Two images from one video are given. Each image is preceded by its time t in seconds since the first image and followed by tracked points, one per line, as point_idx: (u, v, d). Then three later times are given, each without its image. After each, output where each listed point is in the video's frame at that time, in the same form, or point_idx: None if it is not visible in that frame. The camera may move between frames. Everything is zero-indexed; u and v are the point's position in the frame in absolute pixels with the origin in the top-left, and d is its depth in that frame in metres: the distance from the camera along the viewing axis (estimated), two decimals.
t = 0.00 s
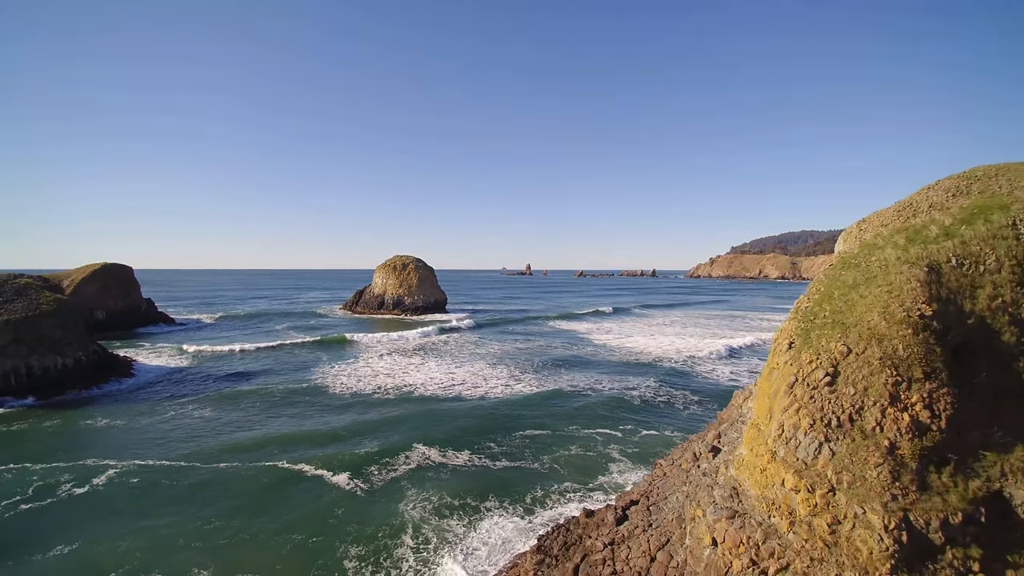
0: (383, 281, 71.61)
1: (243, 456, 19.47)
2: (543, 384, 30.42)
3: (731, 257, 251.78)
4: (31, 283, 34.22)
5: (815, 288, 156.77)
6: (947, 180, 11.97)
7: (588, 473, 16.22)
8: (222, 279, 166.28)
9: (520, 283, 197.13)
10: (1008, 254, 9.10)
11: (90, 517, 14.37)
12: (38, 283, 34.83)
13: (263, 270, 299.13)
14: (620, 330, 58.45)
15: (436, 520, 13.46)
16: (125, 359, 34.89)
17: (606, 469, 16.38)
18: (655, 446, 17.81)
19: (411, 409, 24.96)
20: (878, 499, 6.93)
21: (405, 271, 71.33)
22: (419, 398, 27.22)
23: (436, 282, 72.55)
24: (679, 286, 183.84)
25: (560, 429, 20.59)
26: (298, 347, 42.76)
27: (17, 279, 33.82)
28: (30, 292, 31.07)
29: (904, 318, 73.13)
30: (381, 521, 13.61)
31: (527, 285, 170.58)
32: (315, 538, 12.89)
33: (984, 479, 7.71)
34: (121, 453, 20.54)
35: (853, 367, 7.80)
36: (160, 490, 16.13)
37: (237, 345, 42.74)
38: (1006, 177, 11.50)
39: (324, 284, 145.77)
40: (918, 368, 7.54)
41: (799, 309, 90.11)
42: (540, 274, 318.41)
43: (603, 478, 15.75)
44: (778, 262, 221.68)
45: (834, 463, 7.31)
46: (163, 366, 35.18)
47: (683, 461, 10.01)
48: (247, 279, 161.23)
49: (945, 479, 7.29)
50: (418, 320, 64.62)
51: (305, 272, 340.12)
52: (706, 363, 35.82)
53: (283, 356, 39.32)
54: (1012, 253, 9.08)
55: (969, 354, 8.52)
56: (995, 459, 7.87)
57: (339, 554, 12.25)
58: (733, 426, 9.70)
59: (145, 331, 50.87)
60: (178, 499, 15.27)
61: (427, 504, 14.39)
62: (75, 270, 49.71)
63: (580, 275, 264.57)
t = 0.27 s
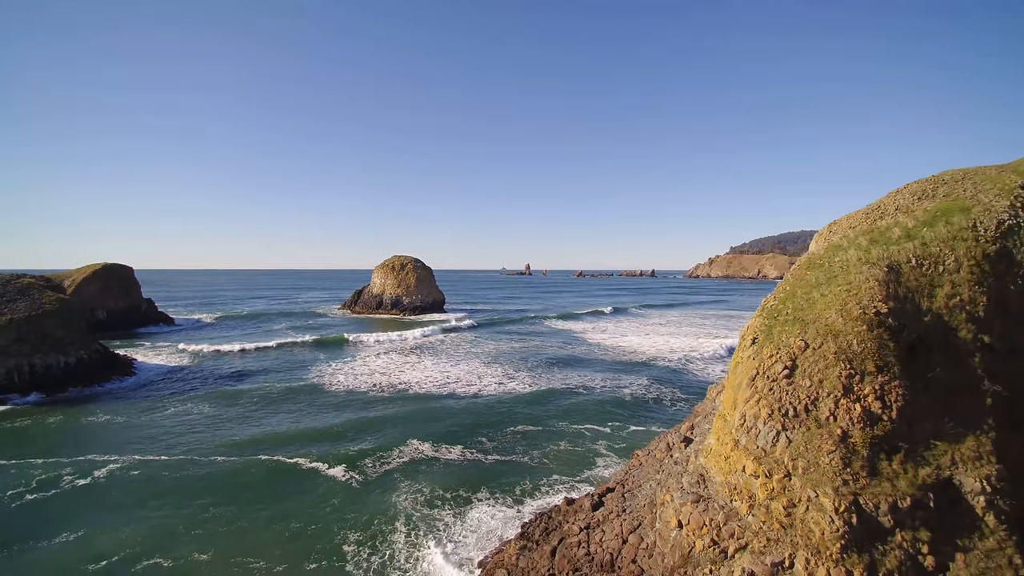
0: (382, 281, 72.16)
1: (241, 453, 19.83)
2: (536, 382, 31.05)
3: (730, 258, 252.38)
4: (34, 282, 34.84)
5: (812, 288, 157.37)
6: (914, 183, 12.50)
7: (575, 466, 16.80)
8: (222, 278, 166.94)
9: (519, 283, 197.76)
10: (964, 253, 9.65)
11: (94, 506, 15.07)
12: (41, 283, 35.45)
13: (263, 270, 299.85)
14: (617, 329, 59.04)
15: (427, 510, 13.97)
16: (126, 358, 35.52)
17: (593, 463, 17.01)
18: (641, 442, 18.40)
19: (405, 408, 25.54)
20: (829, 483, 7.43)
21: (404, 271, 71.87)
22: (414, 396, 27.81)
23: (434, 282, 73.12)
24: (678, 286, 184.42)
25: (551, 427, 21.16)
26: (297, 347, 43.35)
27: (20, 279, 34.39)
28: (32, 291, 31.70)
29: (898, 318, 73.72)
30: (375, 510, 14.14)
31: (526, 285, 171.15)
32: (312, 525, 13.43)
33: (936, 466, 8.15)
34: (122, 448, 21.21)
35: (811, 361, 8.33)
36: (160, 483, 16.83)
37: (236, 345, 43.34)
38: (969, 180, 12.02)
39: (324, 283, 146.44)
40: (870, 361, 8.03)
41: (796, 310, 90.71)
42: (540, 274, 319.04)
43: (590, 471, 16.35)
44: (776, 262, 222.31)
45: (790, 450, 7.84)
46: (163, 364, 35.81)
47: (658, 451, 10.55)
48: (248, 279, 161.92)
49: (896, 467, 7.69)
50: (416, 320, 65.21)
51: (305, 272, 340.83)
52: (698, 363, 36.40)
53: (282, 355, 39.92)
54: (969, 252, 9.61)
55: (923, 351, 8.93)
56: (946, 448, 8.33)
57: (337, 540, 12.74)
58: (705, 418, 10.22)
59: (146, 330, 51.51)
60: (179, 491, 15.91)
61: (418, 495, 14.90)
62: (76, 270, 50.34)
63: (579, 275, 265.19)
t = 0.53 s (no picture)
0: (381, 281, 72.74)
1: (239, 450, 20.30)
2: (529, 380, 31.75)
3: (729, 258, 253.05)
4: (37, 282, 35.46)
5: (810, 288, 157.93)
6: (884, 187, 13.02)
7: (564, 460, 17.44)
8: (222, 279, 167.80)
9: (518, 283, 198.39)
10: (924, 252, 10.18)
11: (97, 497, 15.68)
12: (43, 282, 36.08)
13: (263, 270, 300.49)
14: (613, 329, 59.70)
15: (420, 500, 14.48)
16: (128, 356, 36.13)
17: (581, 456, 17.64)
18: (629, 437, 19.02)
19: (401, 405, 26.21)
20: (786, 467, 7.98)
21: (402, 271, 72.47)
22: (409, 393, 28.41)
23: (432, 282, 73.74)
24: (676, 286, 184.99)
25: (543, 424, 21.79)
26: (296, 346, 43.97)
27: (22, 278, 34.95)
28: (35, 291, 32.32)
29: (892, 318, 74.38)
30: (370, 499, 14.68)
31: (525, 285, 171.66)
32: (309, 513, 13.99)
33: (889, 454, 8.42)
34: (122, 444, 21.83)
35: (773, 355, 8.89)
36: (161, 476, 17.45)
37: (235, 344, 43.94)
38: (935, 185, 12.60)
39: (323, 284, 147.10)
40: (828, 355, 8.58)
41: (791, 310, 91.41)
42: (539, 274, 319.77)
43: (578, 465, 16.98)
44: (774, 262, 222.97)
45: (752, 437, 8.40)
46: (164, 363, 36.42)
47: (635, 442, 11.09)
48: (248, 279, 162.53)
49: (850, 454, 8.17)
50: (414, 320, 65.84)
51: (305, 272, 341.53)
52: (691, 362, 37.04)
53: (281, 354, 40.55)
54: (930, 252, 10.12)
55: (881, 347, 9.46)
56: (901, 437, 8.73)
57: (336, 526, 13.26)
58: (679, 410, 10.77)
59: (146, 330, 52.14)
60: (179, 483, 16.54)
61: (411, 487, 15.42)
62: (77, 270, 50.95)
63: (578, 275, 266.03)
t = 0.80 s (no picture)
0: (380, 281, 73.42)
1: (239, 445, 20.87)
2: (523, 378, 32.52)
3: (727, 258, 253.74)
4: (40, 281, 36.07)
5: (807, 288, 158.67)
6: (858, 190, 13.51)
7: (555, 454, 18.10)
8: (222, 279, 168.48)
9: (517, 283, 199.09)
10: (889, 252, 10.77)
11: (104, 492, 16.34)
12: (46, 282, 36.68)
13: (263, 270, 301.15)
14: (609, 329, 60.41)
15: (415, 491, 15.04)
16: (130, 355, 36.75)
17: (570, 451, 18.30)
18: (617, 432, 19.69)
19: (398, 402, 27.07)
20: (751, 455, 8.55)
21: (401, 271, 73.14)
22: (406, 391, 29.02)
23: (431, 282, 74.43)
24: (675, 286, 185.46)
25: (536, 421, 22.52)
26: (296, 345, 44.63)
27: (26, 278, 35.54)
28: (39, 291, 32.91)
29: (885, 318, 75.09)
30: (368, 490, 15.25)
31: (523, 285, 172.38)
32: (310, 502, 14.61)
33: (850, 443, 8.91)
34: (124, 440, 22.44)
35: (742, 350, 9.47)
36: (165, 470, 18.08)
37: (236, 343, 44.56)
38: (906, 189, 13.15)
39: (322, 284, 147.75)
40: (792, 350, 9.15)
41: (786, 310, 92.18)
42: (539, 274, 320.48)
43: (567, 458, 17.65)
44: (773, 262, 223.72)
45: (720, 427, 8.99)
46: (165, 361, 37.05)
47: (617, 433, 11.68)
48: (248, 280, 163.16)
49: (812, 443, 8.71)
50: (412, 320, 66.52)
51: (305, 272, 342.20)
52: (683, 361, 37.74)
53: (281, 353, 41.20)
54: (895, 253, 10.72)
55: (845, 342, 10.03)
56: (861, 428, 9.16)
57: (336, 514, 13.82)
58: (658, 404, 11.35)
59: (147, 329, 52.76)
60: (183, 476, 17.20)
61: (407, 479, 16.04)
62: (79, 270, 51.57)
63: (577, 275, 266.75)
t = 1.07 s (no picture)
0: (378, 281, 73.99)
1: (238, 442, 21.41)
2: (518, 377, 33.20)
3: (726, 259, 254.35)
4: (43, 281, 36.62)
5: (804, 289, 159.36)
6: (834, 193, 14.01)
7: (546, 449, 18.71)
8: (222, 279, 169.10)
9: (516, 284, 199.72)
10: (859, 255, 11.35)
11: (108, 487, 16.95)
12: (49, 282, 37.23)
13: (263, 270, 301.68)
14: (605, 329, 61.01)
15: (412, 484, 15.59)
16: (132, 354, 37.32)
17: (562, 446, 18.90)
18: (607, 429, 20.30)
19: (396, 399, 27.77)
20: (720, 444, 9.11)
21: (400, 271, 73.69)
22: (404, 390, 29.67)
23: (429, 282, 75.01)
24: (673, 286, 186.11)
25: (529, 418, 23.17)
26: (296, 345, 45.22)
27: (30, 278, 36.17)
28: (42, 291, 33.48)
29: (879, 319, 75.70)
30: (365, 483, 15.81)
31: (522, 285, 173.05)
32: (312, 493, 15.23)
33: (815, 434, 9.46)
34: (127, 435, 23.08)
35: (714, 346, 10.03)
36: (168, 465, 18.70)
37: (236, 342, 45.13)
38: (880, 192, 13.65)
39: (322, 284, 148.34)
40: (761, 347, 9.72)
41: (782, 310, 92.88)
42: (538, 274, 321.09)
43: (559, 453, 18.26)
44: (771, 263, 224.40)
45: (693, 419, 9.54)
46: (166, 360, 37.62)
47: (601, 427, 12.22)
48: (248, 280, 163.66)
49: (779, 433, 9.25)
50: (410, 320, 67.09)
51: (304, 272, 342.75)
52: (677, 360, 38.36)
53: (281, 352, 41.79)
54: (864, 255, 11.30)
55: (814, 339, 10.57)
56: (827, 420, 9.68)
57: (334, 504, 14.38)
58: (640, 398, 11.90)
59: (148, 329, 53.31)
60: (186, 471, 17.84)
61: (404, 472, 16.61)
62: (81, 270, 52.12)
63: (576, 275, 267.41)
